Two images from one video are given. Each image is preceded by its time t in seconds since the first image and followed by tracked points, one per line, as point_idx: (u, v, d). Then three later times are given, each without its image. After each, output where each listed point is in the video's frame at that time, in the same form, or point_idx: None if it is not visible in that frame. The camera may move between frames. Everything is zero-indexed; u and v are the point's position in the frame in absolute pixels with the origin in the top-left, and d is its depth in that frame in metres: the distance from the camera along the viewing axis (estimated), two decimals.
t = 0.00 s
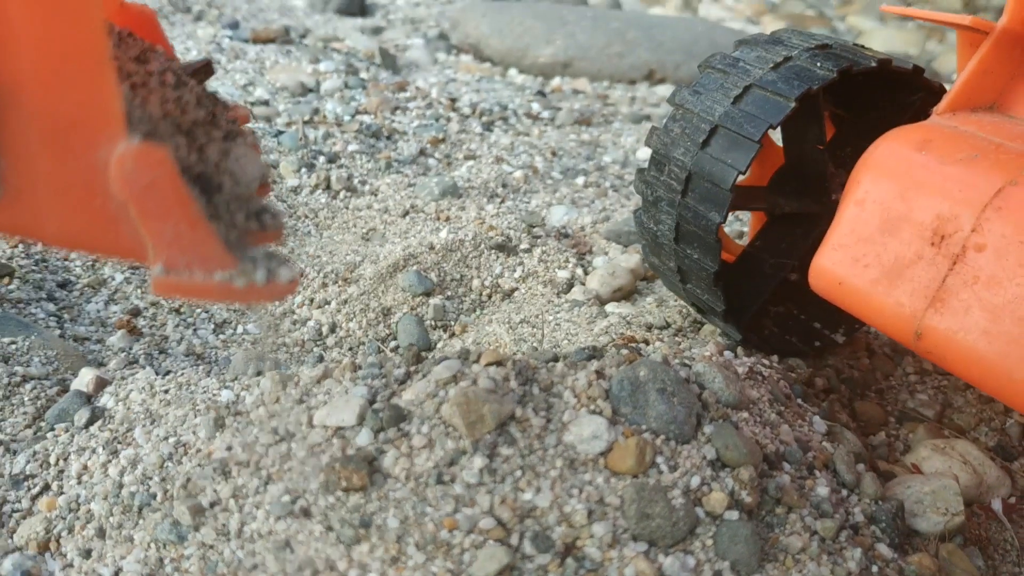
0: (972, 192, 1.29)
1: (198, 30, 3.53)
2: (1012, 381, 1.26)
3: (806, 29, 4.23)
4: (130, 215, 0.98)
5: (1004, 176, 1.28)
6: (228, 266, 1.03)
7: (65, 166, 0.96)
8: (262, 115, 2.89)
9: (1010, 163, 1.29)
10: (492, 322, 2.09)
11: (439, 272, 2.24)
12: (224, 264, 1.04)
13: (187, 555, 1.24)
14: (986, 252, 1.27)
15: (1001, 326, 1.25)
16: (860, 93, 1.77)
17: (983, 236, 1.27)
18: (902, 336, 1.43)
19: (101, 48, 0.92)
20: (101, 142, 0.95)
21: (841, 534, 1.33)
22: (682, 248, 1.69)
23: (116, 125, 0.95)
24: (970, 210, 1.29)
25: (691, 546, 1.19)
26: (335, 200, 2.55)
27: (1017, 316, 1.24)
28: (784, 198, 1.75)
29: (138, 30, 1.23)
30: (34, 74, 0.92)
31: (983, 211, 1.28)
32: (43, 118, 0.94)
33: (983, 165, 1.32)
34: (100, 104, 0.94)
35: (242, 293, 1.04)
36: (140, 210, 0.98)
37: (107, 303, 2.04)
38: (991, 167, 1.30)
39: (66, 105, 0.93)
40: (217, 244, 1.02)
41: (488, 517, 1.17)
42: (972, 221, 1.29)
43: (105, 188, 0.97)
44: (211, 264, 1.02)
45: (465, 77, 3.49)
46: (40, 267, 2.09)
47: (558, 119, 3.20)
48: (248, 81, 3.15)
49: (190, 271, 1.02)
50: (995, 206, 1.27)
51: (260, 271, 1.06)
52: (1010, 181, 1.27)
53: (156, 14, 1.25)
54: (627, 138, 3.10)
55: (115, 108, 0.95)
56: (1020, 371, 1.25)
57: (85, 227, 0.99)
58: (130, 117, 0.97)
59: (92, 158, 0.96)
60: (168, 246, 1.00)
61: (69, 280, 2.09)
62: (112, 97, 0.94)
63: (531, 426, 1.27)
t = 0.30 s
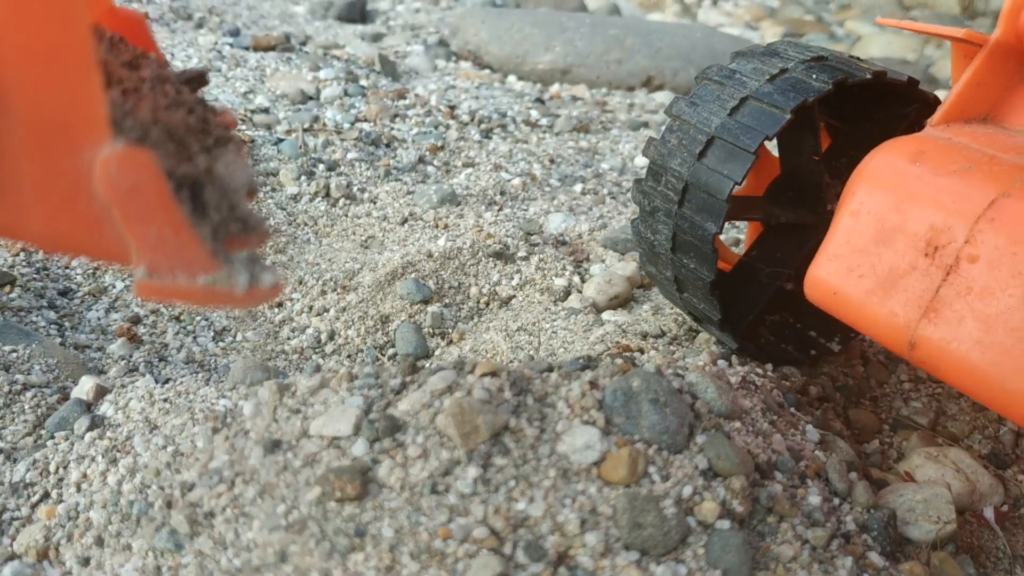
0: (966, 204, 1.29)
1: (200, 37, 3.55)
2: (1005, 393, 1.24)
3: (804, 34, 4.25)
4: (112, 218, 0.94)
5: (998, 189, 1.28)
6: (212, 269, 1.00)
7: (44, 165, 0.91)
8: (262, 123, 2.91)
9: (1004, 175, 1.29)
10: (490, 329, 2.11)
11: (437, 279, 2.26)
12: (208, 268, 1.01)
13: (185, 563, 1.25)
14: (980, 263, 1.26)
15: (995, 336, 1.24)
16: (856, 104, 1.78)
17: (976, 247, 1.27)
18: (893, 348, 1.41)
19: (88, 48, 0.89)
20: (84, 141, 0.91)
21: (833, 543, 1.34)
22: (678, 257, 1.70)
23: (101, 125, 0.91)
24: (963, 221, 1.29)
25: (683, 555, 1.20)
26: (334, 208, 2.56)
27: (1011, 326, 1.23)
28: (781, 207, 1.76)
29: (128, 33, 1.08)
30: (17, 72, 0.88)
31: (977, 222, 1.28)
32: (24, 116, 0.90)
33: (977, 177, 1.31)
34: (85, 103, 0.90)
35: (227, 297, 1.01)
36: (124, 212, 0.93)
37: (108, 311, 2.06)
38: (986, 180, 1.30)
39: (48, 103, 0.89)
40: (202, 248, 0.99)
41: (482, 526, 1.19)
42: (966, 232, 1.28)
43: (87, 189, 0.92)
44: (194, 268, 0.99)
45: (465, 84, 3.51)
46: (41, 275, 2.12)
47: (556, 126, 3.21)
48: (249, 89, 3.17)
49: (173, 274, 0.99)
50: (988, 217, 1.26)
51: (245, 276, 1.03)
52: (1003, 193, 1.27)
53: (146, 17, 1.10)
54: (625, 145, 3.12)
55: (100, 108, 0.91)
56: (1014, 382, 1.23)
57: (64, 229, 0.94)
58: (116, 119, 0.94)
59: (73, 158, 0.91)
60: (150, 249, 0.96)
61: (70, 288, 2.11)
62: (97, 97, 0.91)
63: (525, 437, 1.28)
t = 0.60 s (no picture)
0: (958, 208, 1.30)
1: (201, 42, 3.58)
2: (999, 395, 1.25)
3: (803, 38, 4.27)
4: (99, 214, 0.89)
5: (990, 192, 1.29)
6: (197, 265, 0.94)
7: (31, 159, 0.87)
8: (263, 126, 2.93)
9: (996, 179, 1.31)
10: (488, 332, 2.13)
11: (437, 282, 2.28)
12: (193, 263, 0.94)
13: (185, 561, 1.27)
14: (971, 266, 1.28)
15: (987, 339, 1.26)
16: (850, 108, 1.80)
17: (968, 250, 1.28)
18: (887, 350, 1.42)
19: (76, 40, 0.85)
20: (72, 137, 0.87)
21: (826, 543, 1.36)
22: (675, 260, 1.71)
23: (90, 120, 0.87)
24: (956, 225, 1.30)
25: (677, 555, 1.22)
26: (335, 211, 2.58)
27: (1003, 329, 1.24)
28: (776, 211, 1.77)
29: (120, 35, 1.06)
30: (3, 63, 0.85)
31: (968, 225, 1.29)
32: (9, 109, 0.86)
33: (968, 181, 1.33)
34: (74, 99, 0.86)
35: (214, 294, 0.95)
36: (110, 207, 0.88)
37: (110, 314, 2.08)
38: (978, 184, 1.32)
39: (36, 99, 0.85)
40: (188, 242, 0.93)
41: (479, 526, 1.20)
42: (958, 236, 1.30)
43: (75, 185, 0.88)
44: (179, 263, 0.93)
45: (465, 88, 3.54)
46: (44, 278, 2.14)
47: (555, 130, 3.23)
48: (251, 93, 3.19)
49: (159, 270, 0.92)
50: (980, 221, 1.28)
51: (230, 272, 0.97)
52: (995, 197, 1.28)
53: (138, 20, 1.09)
54: (624, 149, 3.14)
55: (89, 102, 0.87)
56: (1006, 384, 1.24)
57: (52, 226, 0.90)
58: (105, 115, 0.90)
59: (60, 154, 0.87)
60: (135, 244, 0.90)
61: (73, 290, 2.13)
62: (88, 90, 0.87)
63: (522, 437, 1.30)
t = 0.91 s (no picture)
0: (958, 211, 1.31)
1: (202, 44, 3.58)
2: (1000, 397, 1.26)
3: (803, 39, 4.28)
4: (89, 211, 0.92)
5: (990, 196, 1.30)
6: (187, 264, 0.97)
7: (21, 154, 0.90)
8: (264, 129, 2.93)
9: (996, 183, 1.31)
10: (489, 334, 2.14)
11: (437, 284, 2.29)
12: (183, 263, 0.97)
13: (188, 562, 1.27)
14: (972, 269, 1.28)
15: (988, 341, 1.26)
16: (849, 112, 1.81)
17: (969, 254, 1.29)
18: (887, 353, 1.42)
19: (70, 40, 0.87)
20: (62, 136, 0.90)
21: (826, 544, 1.36)
22: (676, 264, 1.71)
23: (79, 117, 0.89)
24: (956, 228, 1.31)
25: (677, 556, 1.22)
26: (335, 214, 2.59)
27: (1004, 332, 1.25)
28: (776, 214, 1.77)
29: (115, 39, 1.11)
30: None
31: (969, 228, 1.29)
32: None
33: (968, 185, 1.33)
34: (65, 98, 0.88)
35: (203, 293, 0.98)
36: (99, 205, 0.92)
37: (112, 316, 2.09)
38: (978, 187, 1.32)
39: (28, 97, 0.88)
40: (177, 243, 0.96)
41: (480, 527, 1.21)
42: (958, 239, 1.30)
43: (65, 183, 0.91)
44: (169, 263, 0.96)
45: (465, 90, 3.54)
46: (45, 280, 2.14)
47: (555, 132, 3.24)
48: (251, 95, 3.20)
49: (148, 270, 0.96)
50: (981, 224, 1.28)
51: (220, 272, 1.00)
52: (995, 200, 1.29)
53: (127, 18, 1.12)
54: (624, 151, 3.15)
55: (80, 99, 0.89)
56: (1008, 386, 1.25)
57: (43, 221, 0.94)
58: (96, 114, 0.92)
59: (51, 152, 0.90)
60: (126, 243, 0.94)
61: (74, 292, 2.13)
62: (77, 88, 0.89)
63: (522, 439, 1.31)
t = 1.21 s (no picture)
0: (966, 208, 1.32)
1: (206, 45, 3.60)
2: (1008, 390, 1.27)
3: (804, 40, 4.29)
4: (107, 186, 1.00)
5: (996, 192, 1.31)
6: (201, 243, 1.00)
7: (49, 134, 1.01)
8: (268, 129, 2.95)
9: (1002, 179, 1.32)
10: (493, 332, 2.15)
11: (442, 283, 2.30)
12: (197, 241, 1.01)
13: (198, 555, 1.28)
14: (979, 265, 1.29)
15: (996, 335, 1.28)
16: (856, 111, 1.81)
17: (976, 249, 1.30)
18: (895, 348, 1.43)
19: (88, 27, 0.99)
20: (82, 113, 0.99)
21: (831, 538, 1.37)
22: (683, 261, 1.72)
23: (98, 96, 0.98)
24: (963, 225, 1.32)
25: (685, 548, 1.23)
26: (340, 213, 2.60)
27: (1011, 325, 1.26)
28: (783, 212, 1.78)
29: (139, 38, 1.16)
30: (27, 47, 0.99)
31: (976, 225, 1.30)
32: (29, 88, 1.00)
33: (975, 182, 1.34)
34: (84, 78, 0.99)
35: (215, 271, 1.01)
36: (115, 180, 0.99)
37: (119, 314, 2.10)
38: (984, 184, 1.33)
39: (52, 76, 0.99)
40: (190, 221, 1.00)
41: (489, 520, 1.22)
42: (966, 235, 1.31)
43: (86, 159, 1.00)
44: (184, 241, 1.00)
45: (467, 90, 3.56)
46: (53, 278, 2.15)
47: (558, 132, 3.25)
48: (256, 96, 3.22)
49: (164, 248, 1.01)
50: (988, 220, 1.29)
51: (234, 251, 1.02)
52: (1002, 197, 1.30)
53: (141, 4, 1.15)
54: (627, 151, 3.16)
55: (98, 79, 0.99)
56: (1016, 380, 1.26)
57: (68, 195, 1.04)
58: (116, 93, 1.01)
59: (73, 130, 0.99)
60: (143, 221, 1.00)
61: (81, 290, 2.15)
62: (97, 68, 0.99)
63: (530, 433, 1.32)
